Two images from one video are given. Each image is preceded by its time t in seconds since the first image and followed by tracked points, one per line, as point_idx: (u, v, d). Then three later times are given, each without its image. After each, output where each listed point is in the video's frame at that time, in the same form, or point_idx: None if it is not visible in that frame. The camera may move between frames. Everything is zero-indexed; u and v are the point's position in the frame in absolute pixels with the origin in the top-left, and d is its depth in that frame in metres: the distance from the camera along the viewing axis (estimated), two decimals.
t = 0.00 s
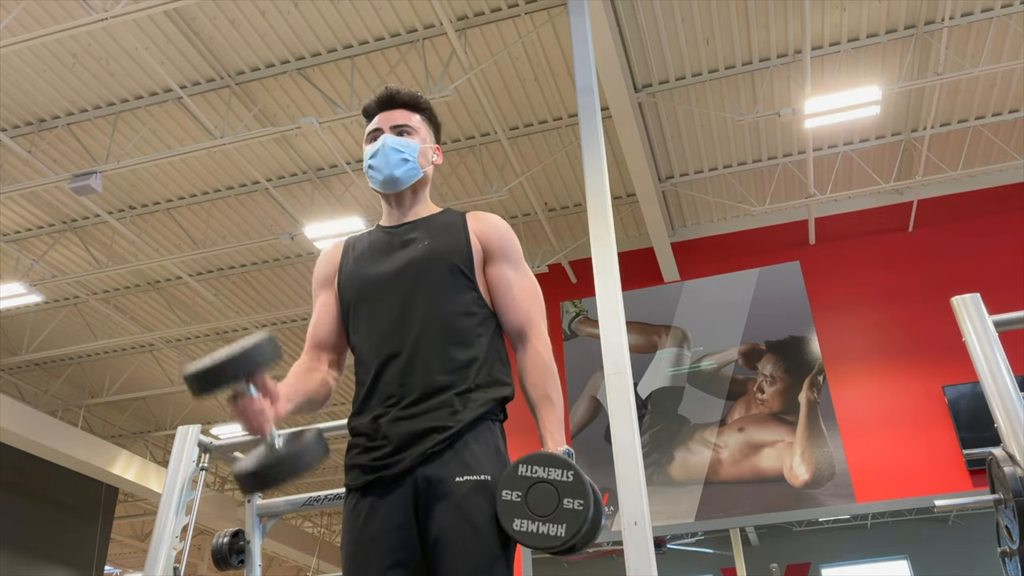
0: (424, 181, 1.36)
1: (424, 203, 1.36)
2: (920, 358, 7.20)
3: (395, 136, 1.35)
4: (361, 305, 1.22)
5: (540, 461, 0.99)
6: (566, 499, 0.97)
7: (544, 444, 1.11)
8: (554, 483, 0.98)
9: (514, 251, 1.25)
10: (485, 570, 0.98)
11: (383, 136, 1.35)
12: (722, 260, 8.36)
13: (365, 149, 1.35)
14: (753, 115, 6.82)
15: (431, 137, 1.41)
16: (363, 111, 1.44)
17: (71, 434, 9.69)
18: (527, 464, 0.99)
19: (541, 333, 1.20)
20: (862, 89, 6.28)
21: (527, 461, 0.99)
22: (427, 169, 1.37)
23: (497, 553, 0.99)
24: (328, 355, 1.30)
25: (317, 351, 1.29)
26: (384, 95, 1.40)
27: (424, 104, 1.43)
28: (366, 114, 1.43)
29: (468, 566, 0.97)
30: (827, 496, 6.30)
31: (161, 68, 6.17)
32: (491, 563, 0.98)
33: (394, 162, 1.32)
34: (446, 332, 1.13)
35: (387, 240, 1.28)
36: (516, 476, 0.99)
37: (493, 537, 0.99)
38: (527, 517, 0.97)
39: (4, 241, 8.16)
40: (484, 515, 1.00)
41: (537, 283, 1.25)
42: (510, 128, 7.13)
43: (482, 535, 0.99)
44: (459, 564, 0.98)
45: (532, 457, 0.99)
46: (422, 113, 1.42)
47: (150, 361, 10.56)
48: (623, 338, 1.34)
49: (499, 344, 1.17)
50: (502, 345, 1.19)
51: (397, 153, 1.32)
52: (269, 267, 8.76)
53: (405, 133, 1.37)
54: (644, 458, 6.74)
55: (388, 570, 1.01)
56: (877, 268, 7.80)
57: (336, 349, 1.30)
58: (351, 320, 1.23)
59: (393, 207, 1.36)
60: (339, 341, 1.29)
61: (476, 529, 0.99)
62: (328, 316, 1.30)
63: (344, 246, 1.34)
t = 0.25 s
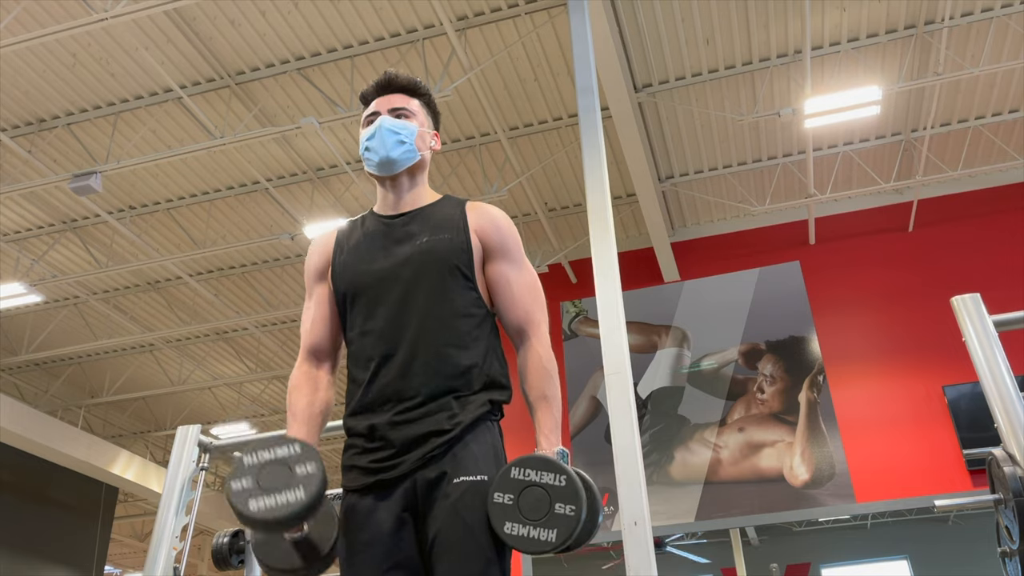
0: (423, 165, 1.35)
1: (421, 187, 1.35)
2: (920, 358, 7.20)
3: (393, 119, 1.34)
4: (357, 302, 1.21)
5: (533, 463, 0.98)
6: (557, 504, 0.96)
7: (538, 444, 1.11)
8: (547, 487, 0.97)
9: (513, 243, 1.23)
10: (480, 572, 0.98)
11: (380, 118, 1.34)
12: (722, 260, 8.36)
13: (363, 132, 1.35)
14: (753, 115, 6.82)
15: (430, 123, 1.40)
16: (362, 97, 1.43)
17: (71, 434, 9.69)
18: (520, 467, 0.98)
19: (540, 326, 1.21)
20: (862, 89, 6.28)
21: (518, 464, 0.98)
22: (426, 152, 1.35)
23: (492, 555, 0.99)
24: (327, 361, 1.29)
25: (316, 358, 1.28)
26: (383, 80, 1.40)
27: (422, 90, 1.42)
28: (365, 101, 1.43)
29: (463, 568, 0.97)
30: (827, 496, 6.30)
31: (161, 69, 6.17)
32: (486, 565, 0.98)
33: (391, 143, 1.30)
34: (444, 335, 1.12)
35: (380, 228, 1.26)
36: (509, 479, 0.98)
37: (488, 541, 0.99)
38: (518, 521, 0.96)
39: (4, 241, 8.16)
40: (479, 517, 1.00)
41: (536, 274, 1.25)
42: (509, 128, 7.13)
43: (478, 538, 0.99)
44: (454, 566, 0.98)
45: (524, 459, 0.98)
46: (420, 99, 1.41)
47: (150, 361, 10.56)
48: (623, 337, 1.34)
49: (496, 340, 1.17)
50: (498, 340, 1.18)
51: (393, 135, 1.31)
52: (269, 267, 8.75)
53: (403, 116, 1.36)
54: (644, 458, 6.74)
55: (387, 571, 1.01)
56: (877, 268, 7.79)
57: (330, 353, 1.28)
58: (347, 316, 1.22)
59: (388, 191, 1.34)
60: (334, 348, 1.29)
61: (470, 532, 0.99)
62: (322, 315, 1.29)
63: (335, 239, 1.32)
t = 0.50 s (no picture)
0: (422, 158, 1.34)
1: (420, 178, 1.34)
2: (919, 358, 7.20)
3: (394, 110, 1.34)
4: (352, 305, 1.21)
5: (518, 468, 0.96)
6: (542, 508, 0.94)
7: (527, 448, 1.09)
8: (532, 491, 0.95)
9: (512, 239, 1.21)
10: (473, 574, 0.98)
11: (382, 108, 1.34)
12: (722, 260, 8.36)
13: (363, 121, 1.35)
14: (753, 115, 6.82)
15: (432, 120, 1.40)
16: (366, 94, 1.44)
17: (71, 434, 9.70)
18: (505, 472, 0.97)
19: (531, 323, 1.19)
20: (862, 90, 6.28)
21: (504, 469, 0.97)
22: (425, 145, 1.35)
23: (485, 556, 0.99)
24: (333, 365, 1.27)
25: (320, 363, 1.26)
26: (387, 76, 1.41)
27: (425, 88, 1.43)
28: (367, 98, 1.43)
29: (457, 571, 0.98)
30: (827, 496, 6.30)
31: (161, 69, 6.18)
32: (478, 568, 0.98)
33: (391, 131, 1.31)
34: (436, 340, 1.12)
35: (376, 226, 1.25)
36: (495, 485, 0.96)
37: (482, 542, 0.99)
38: (505, 527, 0.95)
39: (4, 241, 8.17)
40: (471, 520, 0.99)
41: (534, 268, 1.23)
42: (509, 128, 7.14)
43: (470, 540, 0.99)
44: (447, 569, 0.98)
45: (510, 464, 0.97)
46: (423, 95, 1.41)
47: (150, 361, 10.56)
48: (623, 337, 1.34)
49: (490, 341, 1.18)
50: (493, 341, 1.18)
51: (394, 123, 1.31)
52: (269, 267, 8.76)
53: (405, 108, 1.36)
54: (644, 458, 6.74)
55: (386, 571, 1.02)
56: (877, 268, 7.79)
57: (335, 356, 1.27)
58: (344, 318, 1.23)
59: (386, 182, 1.34)
60: (339, 353, 1.27)
61: (464, 534, 0.99)
62: (319, 316, 1.28)
63: (330, 240, 1.31)
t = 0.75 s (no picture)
0: (432, 178, 1.35)
1: (429, 198, 1.35)
2: (919, 358, 7.20)
3: (406, 131, 1.34)
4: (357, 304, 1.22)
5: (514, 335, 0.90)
6: (538, 365, 0.84)
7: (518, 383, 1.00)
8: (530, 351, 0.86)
9: (517, 234, 1.20)
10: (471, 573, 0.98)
11: (394, 130, 1.34)
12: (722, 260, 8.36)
13: (374, 142, 1.34)
14: (753, 115, 6.82)
15: (442, 136, 1.39)
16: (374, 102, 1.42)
17: (71, 434, 9.69)
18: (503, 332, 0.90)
19: (544, 300, 1.15)
20: (862, 90, 6.28)
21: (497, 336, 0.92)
22: (436, 166, 1.35)
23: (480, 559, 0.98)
24: (338, 370, 1.28)
25: (328, 368, 1.28)
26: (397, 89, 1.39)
27: (436, 101, 1.42)
28: (377, 106, 1.42)
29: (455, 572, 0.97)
30: (827, 496, 6.30)
31: (162, 69, 6.18)
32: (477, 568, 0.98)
33: (404, 155, 1.30)
34: (436, 335, 1.11)
35: (386, 230, 1.26)
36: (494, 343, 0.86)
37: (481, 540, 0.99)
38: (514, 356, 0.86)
39: (4, 241, 8.16)
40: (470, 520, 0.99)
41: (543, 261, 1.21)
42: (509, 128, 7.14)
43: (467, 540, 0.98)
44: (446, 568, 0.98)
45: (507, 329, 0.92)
46: (433, 109, 1.40)
47: (150, 361, 10.56)
48: (623, 337, 1.34)
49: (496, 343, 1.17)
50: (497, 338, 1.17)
51: (406, 147, 1.31)
52: (269, 266, 8.75)
53: (416, 128, 1.35)
54: (644, 458, 6.74)
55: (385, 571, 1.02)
56: (877, 268, 7.79)
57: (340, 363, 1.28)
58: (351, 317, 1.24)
59: (395, 201, 1.35)
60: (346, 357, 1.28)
61: (462, 532, 0.99)
62: (328, 318, 1.29)
63: (340, 245, 1.33)
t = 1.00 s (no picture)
0: (451, 199, 1.35)
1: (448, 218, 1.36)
2: (919, 358, 7.20)
3: (425, 154, 1.31)
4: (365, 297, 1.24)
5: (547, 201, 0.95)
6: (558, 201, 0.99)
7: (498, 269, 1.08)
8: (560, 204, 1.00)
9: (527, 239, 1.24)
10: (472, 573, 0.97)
11: (414, 153, 1.32)
12: (722, 260, 8.36)
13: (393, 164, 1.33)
14: (753, 115, 6.83)
15: (458, 149, 1.38)
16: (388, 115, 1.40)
17: (71, 434, 9.69)
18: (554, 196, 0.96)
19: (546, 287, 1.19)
20: (862, 90, 6.28)
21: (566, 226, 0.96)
22: (455, 186, 1.34)
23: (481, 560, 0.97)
24: (345, 370, 1.27)
25: (334, 366, 1.26)
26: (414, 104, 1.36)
27: (451, 115, 1.39)
28: (392, 118, 1.39)
29: (458, 568, 0.97)
30: (827, 496, 6.30)
31: (162, 69, 6.18)
32: (481, 565, 0.97)
33: (425, 182, 1.28)
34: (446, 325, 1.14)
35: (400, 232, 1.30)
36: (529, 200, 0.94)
37: (485, 537, 0.98)
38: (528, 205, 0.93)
39: (4, 241, 8.16)
40: (475, 515, 0.99)
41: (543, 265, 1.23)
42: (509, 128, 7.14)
43: (473, 535, 0.98)
44: (449, 565, 0.97)
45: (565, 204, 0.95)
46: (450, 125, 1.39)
47: (150, 361, 10.56)
48: (622, 338, 1.34)
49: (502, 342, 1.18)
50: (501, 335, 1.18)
51: (427, 173, 1.29)
52: (269, 267, 8.76)
53: (434, 149, 1.34)
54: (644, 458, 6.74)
55: (386, 570, 1.00)
56: (877, 268, 7.79)
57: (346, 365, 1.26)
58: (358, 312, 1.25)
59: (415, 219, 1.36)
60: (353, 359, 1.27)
61: (464, 526, 0.99)
62: (337, 317, 1.29)
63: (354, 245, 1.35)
